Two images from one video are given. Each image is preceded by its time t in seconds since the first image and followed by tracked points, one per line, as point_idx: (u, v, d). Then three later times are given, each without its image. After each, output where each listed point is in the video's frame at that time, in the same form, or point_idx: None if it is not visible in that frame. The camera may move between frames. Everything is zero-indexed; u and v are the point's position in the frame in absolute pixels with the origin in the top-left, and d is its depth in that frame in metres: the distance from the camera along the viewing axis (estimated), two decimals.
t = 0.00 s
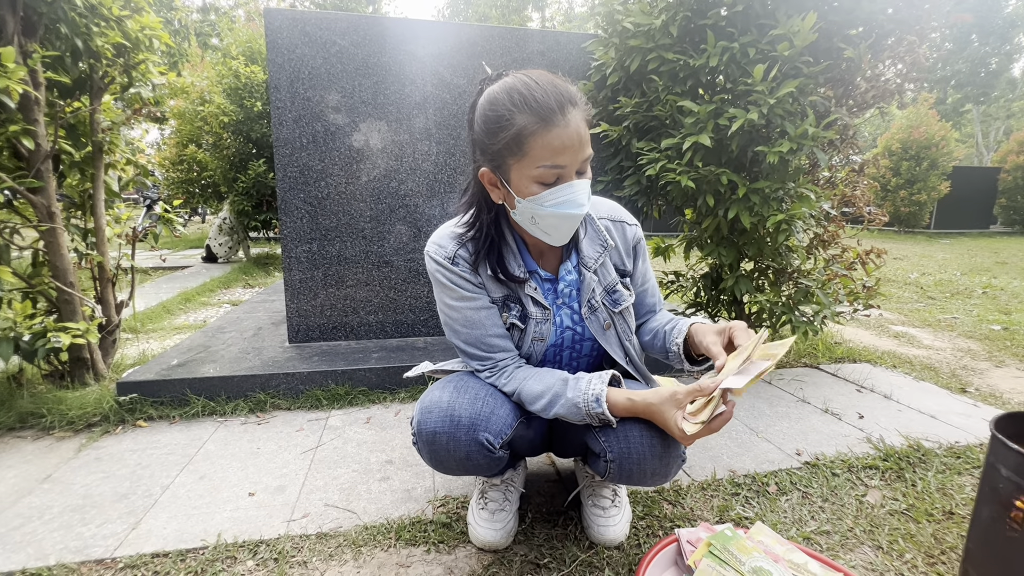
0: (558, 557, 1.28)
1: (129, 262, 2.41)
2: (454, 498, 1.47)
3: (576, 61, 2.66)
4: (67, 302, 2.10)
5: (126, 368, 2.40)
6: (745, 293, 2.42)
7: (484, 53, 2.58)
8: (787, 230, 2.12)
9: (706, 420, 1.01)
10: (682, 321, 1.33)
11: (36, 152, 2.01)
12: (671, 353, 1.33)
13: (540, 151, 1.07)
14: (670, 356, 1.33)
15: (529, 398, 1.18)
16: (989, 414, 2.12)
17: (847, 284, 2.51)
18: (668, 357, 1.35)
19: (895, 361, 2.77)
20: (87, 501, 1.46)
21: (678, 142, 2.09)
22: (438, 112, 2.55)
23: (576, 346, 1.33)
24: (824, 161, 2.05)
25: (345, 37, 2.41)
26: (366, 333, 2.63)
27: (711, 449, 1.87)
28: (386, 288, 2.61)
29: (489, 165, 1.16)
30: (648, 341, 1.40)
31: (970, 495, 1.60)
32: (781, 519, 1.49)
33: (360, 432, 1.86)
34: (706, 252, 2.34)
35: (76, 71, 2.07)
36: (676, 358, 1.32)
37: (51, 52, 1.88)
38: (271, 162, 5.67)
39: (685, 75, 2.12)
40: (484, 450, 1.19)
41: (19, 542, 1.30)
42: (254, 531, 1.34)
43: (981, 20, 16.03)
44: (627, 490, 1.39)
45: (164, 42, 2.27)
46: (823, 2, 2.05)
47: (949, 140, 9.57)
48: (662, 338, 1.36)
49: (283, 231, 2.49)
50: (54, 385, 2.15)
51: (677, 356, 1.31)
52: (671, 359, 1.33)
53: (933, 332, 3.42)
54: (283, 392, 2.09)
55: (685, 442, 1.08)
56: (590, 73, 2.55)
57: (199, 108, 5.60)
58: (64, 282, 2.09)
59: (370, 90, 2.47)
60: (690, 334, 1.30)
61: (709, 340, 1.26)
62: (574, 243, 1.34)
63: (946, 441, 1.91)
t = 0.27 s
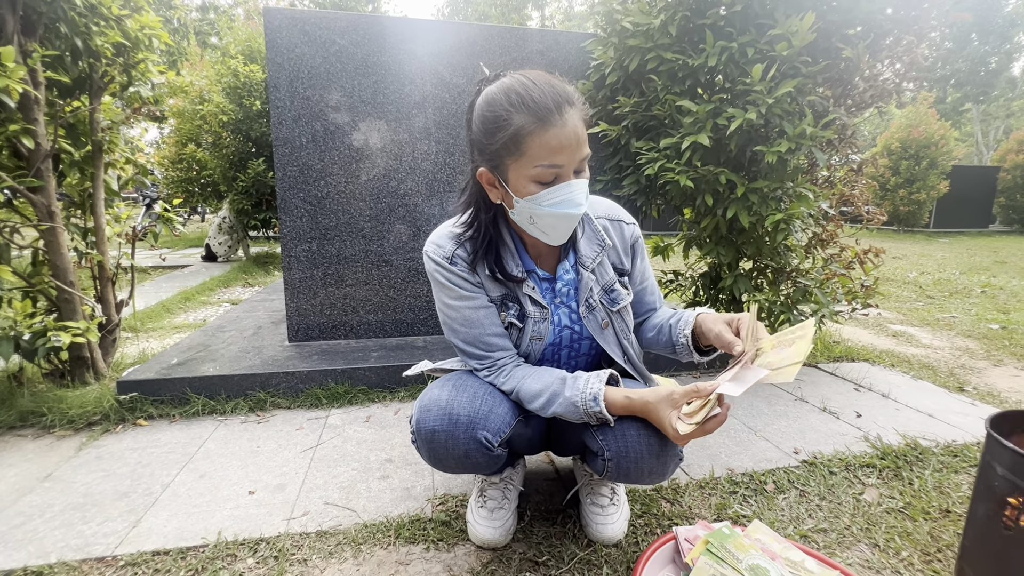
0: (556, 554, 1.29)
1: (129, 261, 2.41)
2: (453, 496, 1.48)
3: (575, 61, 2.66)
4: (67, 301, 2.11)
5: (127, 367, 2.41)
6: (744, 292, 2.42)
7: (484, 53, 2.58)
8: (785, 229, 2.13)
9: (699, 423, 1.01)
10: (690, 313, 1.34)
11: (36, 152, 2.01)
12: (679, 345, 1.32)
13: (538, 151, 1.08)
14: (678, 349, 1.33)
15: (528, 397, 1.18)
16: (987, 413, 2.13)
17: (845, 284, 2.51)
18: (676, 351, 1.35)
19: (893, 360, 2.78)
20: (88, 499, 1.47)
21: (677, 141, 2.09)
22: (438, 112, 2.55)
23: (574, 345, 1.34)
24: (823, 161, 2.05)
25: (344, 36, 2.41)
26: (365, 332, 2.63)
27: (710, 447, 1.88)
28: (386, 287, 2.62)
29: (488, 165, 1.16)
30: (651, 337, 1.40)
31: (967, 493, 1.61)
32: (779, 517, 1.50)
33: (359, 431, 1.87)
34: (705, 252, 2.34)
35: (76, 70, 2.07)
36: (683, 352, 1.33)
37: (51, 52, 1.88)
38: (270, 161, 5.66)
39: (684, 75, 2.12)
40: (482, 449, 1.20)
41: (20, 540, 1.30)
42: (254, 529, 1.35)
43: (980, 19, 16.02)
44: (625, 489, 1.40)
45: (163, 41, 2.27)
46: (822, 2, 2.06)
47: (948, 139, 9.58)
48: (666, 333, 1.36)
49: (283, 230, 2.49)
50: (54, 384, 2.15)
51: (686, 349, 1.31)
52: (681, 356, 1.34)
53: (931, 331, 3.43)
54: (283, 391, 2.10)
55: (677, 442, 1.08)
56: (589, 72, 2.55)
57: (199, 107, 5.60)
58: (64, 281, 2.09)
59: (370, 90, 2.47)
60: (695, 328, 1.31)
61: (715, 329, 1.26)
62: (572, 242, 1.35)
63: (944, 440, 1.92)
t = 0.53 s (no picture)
0: (556, 553, 1.29)
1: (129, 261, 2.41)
2: (453, 495, 1.48)
3: (574, 60, 2.66)
4: (67, 300, 2.11)
5: (127, 367, 2.41)
6: (743, 292, 2.42)
7: (483, 52, 2.58)
8: (785, 228, 2.13)
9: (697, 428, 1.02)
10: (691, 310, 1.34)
11: (36, 151, 2.01)
12: (679, 343, 1.33)
13: (540, 149, 1.08)
14: (678, 347, 1.33)
15: (527, 396, 1.19)
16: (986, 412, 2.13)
17: (845, 283, 2.51)
18: (675, 349, 1.35)
19: (893, 359, 2.79)
20: (89, 498, 1.47)
21: (676, 141, 2.09)
22: (438, 111, 2.55)
23: (573, 344, 1.34)
24: (822, 160, 2.05)
25: (344, 35, 2.41)
26: (365, 331, 2.63)
27: (709, 447, 1.88)
28: (385, 287, 2.62)
29: (489, 163, 1.16)
30: (649, 335, 1.41)
31: (966, 492, 1.61)
32: (777, 515, 1.50)
33: (359, 430, 1.87)
34: (704, 251, 2.35)
35: (76, 69, 2.07)
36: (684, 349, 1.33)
37: (51, 51, 1.88)
38: (270, 161, 5.67)
39: (683, 75, 2.12)
40: (482, 448, 1.20)
41: (20, 539, 1.30)
42: (254, 528, 1.35)
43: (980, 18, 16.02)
44: (624, 488, 1.40)
45: (163, 41, 2.27)
46: (821, 2, 2.06)
47: (948, 139, 9.58)
48: (666, 330, 1.36)
49: (283, 230, 2.49)
50: (55, 383, 2.15)
51: (686, 346, 1.32)
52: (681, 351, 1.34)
53: (930, 330, 3.43)
54: (283, 390, 2.10)
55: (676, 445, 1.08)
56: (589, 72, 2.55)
57: (199, 107, 5.60)
58: (64, 280, 2.09)
59: (370, 89, 2.47)
60: (696, 326, 1.31)
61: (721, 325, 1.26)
62: (571, 242, 1.35)
63: (943, 439, 1.92)
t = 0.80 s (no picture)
0: (556, 553, 1.29)
1: (129, 261, 2.41)
2: (454, 495, 1.48)
3: (575, 60, 2.66)
4: (67, 300, 2.11)
5: (127, 367, 2.41)
6: (744, 291, 2.42)
7: (484, 52, 2.58)
8: (786, 228, 2.13)
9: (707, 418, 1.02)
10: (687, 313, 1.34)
11: (37, 151, 2.01)
12: (675, 345, 1.33)
13: (541, 148, 1.08)
14: (675, 349, 1.33)
15: (528, 395, 1.18)
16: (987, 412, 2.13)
17: (846, 283, 2.51)
18: (672, 351, 1.35)
19: (894, 359, 2.78)
20: (89, 498, 1.47)
21: (677, 141, 2.09)
22: (438, 111, 2.55)
23: (574, 344, 1.34)
24: (823, 160, 2.05)
25: (345, 35, 2.41)
26: (365, 331, 2.63)
27: (710, 446, 1.88)
28: (386, 287, 2.62)
29: (489, 162, 1.16)
30: (649, 336, 1.40)
31: (967, 492, 1.61)
32: (779, 515, 1.50)
33: (360, 430, 1.87)
34: (705, 251, 2.34)
35: (76, 70, 2.07)
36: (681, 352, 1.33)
37: (51, 51, 1.88)
38: (270, 161, 5.67)
39: (684, 74, 2.12)
40: (483, 447, 1.20)
41: (21, 539, 1.30)
42: (254, 528, 1.35)
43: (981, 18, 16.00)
44: (624, 487, 1.40)
45: (164, 41, 2.28)
46: (822, 1, 2.05)
47: (949, 138, 9.57)
48: (665, 332, 1.36)
49: (283, 230, 2.49)
50: (55, 383, 2.15)
51: (681, 349, 1.32)
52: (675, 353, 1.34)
53: (931, 330, 3.43)
54: (283, 390, 2.10)
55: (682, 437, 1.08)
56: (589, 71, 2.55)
57: (199, 107, 5.60)
58: (65, 281, 2.09)
59: (370, 89, 2.47)
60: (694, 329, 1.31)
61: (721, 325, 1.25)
62: (571, 241, 1.35)
63: (944, 439, 1.92)
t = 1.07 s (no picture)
0: (558, 553, 1.29)
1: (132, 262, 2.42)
2: (455, 495, 1.48)
3: (576, 61, 2.66)
4: (70, 301, 2.12)
5: (130, 367, 2.42)
6: (745, 292, 2.42)
7: (485, 53, 2.59)
8: (786, 228, 2.13)
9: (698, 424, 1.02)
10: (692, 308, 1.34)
11: (40, 153, 2.01)
12: (680, 341, 1.33)
13: (541, 148, 1.09)
14: (680, 345, 1.34)
15: (529, 396, 1.19)
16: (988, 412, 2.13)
17: (846, 283, 2.51)
18: (677, 347, 1.35)
19: (895, 359, 2.78)
20: (92, 498, 1.48)
21: (678, 141, 2.10)
22: (439, 112, 2.56)
23: (574, 344, 1.34)
24: (824, 161, 2.05)
25: (346, 37, 2.42)
26: (367, 332, 2.64)
27: (711, 447, 1.89)
28: (387, 287, 2.63)
29: (489, 164, 1.16)
30: (653, 334, 1.40)
31: (968, 492, 1.61)
32: (779, 515, 1.51)
33: (361, 430, 1.88)
34: (706, 251, 2.35)
35: (79, 72, 2.08)
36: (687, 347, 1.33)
37: (54, 53, 1.89)
38: (272, 162, 5.68)
39: (684, 75, 2.12)
40: (484, 447, 1.20)
41: (25, 539, 1.31)
42: (257, 528, 1.36)
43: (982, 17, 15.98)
44: (625, 488, 1.40)
45: (165, 42, 2.28)
46: (822, 2, 2.06)
47: (950, 138, 9.57)
48: (667, 329, 1.36)
49: (285, 231, 2.50)
50: (58, 384, 2.16)
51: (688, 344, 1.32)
52: (682, 349, 1.34)
53: (933, 330, 3.43)
54: (285, 391, 2.10)
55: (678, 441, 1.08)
56: (590, 72, 2.56)
57: (200, 108, 5.61)
58: (68, 282, 2.10)
59: (372, 90, 2.48)
60: (699, 323, 1.31)
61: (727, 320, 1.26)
62: (571, 242, 1.35)
63: (944, 439, 1.92)
